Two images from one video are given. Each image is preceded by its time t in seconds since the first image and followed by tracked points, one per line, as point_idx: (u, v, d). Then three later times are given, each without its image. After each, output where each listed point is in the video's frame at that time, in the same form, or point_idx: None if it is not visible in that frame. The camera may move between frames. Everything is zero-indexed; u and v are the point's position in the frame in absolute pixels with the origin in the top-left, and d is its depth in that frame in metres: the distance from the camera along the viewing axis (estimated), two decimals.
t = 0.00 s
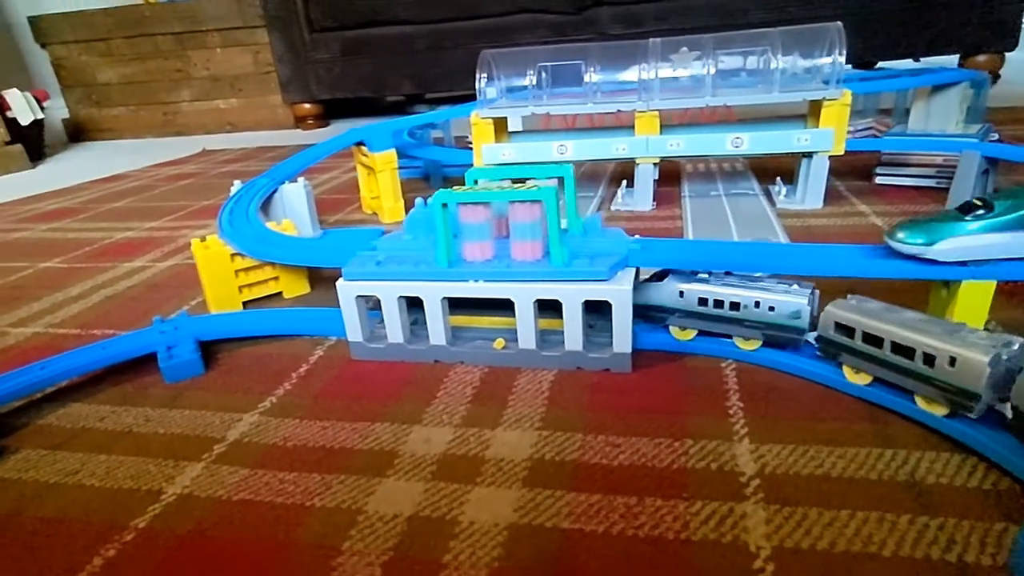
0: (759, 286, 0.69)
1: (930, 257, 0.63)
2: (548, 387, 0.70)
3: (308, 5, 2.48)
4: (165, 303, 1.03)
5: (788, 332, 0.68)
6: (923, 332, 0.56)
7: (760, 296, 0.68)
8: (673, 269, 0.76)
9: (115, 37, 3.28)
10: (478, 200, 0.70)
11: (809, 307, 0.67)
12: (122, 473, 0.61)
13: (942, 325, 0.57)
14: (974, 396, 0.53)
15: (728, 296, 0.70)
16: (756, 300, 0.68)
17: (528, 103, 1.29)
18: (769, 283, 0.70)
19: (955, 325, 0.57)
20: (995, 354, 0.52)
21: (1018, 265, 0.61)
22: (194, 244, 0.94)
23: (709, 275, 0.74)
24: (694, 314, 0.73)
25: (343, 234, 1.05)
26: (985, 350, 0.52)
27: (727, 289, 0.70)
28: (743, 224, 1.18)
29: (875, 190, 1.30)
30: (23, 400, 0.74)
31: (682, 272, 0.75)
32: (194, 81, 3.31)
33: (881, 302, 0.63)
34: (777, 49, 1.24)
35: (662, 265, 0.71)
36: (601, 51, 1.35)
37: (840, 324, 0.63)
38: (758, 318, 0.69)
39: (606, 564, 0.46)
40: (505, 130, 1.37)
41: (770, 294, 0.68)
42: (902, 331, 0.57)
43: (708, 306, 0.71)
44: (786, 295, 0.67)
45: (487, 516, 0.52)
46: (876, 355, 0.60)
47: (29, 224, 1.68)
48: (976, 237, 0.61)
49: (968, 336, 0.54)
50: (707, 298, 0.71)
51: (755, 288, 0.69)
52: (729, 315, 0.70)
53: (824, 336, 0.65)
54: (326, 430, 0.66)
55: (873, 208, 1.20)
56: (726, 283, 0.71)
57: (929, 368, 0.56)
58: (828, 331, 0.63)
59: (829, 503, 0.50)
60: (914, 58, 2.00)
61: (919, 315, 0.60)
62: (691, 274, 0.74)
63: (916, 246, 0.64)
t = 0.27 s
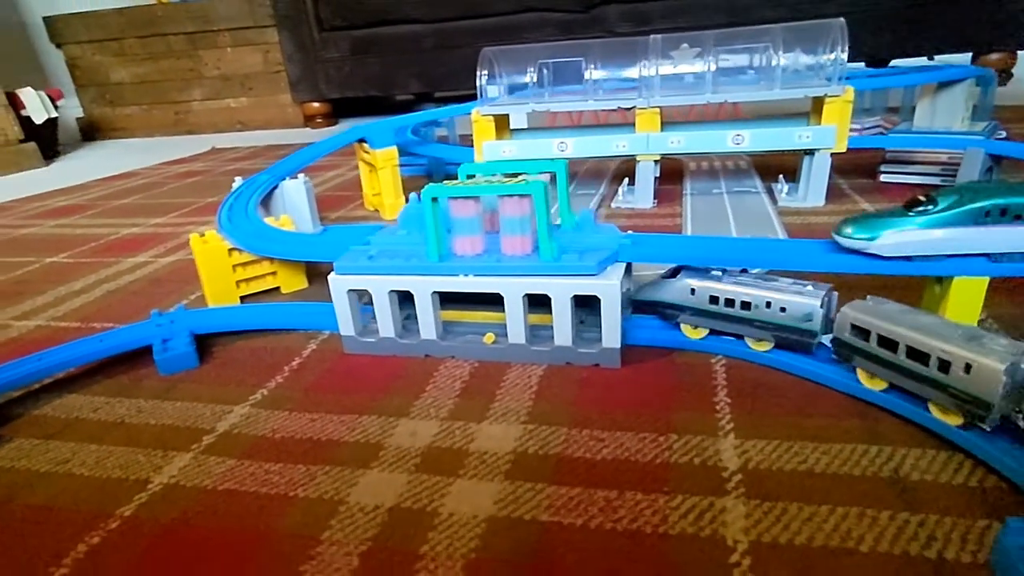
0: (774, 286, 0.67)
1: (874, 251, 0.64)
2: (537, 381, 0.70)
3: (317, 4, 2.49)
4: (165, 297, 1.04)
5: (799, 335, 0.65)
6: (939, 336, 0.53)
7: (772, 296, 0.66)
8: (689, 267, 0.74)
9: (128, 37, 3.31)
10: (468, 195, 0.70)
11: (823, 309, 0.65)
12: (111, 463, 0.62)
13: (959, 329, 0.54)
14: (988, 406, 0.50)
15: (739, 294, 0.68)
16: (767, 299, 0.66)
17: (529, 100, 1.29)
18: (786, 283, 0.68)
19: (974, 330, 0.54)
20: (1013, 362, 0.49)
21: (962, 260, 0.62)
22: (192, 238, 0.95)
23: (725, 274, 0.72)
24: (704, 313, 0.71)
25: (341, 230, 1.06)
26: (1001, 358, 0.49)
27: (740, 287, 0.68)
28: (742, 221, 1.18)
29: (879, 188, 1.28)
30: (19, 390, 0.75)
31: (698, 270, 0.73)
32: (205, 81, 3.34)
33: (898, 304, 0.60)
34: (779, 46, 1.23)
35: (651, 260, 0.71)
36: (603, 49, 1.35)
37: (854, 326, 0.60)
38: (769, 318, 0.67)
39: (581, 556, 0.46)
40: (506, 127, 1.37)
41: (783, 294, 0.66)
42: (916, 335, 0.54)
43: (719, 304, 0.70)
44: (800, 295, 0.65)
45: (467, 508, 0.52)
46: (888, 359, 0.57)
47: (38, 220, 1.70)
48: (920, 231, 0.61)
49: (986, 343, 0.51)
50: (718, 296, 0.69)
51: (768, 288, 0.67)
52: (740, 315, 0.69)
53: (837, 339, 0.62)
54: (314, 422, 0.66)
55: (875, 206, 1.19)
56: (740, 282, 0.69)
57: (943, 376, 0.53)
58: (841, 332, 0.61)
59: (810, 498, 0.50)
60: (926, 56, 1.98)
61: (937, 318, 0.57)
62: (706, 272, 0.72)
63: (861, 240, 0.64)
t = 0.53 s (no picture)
0: (797, 286, 0.64)
1: (818, 245, 0.64)
2: (527, 376, 0.70)
3: (327, 3, 2.51)
4: (167, 292, 1.06)
5: (817, 339, 0.62)
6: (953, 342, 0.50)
7: (791, 298, 0.63)
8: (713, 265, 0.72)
9: (143, 37, 3.35)
10: (459, 189, 0.71)
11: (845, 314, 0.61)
12: (103, 452, 0.63)
13: (980, 335, 0.51)
14: (999, 417, 0.47)
15: (756, 295, 0.65)
16: (786, 301, 0.63)
17: (532, 97, 1.29)
18: (811, 283, 0.65)
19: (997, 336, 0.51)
20: None
21: (905, 256, 0.62)
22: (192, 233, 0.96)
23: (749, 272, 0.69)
24: (722, 313, 0.69)
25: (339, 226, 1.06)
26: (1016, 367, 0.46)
27: (759, 288, 0.66)
28: (743, 219, 1.17)
29: (884, 186, 1.27)
30: (19, 381, 0.76)
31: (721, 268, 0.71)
32: (217, 80, 3.37)
33: (921, 308, 0.57)
34: (782, 42, 1.22)
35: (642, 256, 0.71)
36: (605, 46, 1.35)
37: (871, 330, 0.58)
38: (787, 321, 0.64)
39: (557, 547, 0.46)
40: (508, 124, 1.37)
41: (802, 296, 0.63)
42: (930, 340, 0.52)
43: (738, 305, 0.67)
44: (821, 297, 0.62)
45: (448, 499, 0.52)
46: (903, 365, 0.55)
47: (49, 216, 1.73)
48: (862, 228, 0.62)
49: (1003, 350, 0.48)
50: (736, 296, 0.67)
51: (789, 289, 0.64)
52: (758, 316, 0.66)
53: (855, 344, 0.59)
54: (304, 415, 0.67)
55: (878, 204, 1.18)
56: (761, 282, 0.66)
57: (956, 384, 0.50)
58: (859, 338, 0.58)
59: (791, 494, 0.49)
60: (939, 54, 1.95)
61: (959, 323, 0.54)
62: (729, 271, 0.70)
63: (805, 234, 0.65)
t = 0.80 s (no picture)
0: (816, 287, 0.62)
1: (766, 237, 0.65)
2: (514, 368, 0.71)
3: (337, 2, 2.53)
4: (169, 285, 1.07)
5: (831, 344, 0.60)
6: (963, 350, 0.48)
7: (805, 299, 0.61)
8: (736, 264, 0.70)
9: (157, 35, 3.39)
10: (449, 182, 0.71)
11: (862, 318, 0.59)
12: (96, 439, 0.64)
13: (995, 344, 0.48)
14: (1005, 431, 0.45)
15: (771, 296, 0.64)
16: (799, 302, 0.61)
17: (533, 93, 1.30)
18: (831, 285, 0.62)
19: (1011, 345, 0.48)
20: None
21: (850, 249, 0.63)
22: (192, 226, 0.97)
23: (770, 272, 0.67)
24: (736, 312, 0.68)
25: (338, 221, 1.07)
26: None
27: (775, 288, 0.64)
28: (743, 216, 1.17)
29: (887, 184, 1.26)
30: (19, 369, 0.78)
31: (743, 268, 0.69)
32: (229, 78, 3.40)
33: (937, 312, 0.55)
34: (782, 38, 1.22)
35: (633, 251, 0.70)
36: (607, 41, 1.34)
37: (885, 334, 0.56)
38: (801, 323, 0.62)
39: (531, 535, 0.47)
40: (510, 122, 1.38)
41: (818, 297, 0.61)
42: (939, 347, 0.49)
43: (752, 305, 0.66)
44: (837, 299, 0.59)
45: (428, 488, 0.53)
46: (914, 373, 0.52)
47: (60, 211, 1.76)
48: (806, 223, 0.62)
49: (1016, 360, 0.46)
50: (750, 296, 0.65)
51: (805, 290, 0.62)
52: (771, 317, 0.64)
53: (870, 348, 0.57)
54: (294, 404, 0.68)
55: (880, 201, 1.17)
56: (779, 282, 0.64)
57: (962, 394, 0.48)
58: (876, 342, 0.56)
59: (767, 486, 0.49)
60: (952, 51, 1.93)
61: (975, 330, 0.51)
62: (749, 270, 0.68)
63: (753, 227, 0.65)
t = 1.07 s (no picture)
0: (831, 290, 0.59)
1: (716, 228, 0.67)
2: (501, 359, 0.71)
3: None
4: (170, 277, 1.09)
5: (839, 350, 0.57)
6: (969, 358, 0.45)
7: (816, 302, 0.59)
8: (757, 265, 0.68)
9: (170, 33, 3.43)
10: (437, 174, 0.72)
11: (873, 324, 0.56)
12: (89, 424, 0.65)
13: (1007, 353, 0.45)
14: (1003, 446, 0.42)
15: (782, 297, 0.62)
16: (809, 304, 0.59)
17: (534, 90, 1.31)
18: (849, 289, 0.59)
19: None
20: None
21: (797, 241, 0.65)
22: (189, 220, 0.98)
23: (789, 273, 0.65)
24: (747, 312, 0.66)
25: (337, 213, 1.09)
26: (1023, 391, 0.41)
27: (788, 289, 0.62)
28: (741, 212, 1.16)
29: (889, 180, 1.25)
30: (19, 357, 0.79)
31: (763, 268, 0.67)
32: (240, 75, 3.42)
33: (957, 318, 0.51)
34: (782, 33, 1.21)
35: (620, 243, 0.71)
36: (607, 37, 1.34)
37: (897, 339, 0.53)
38: (810, 326, 0.60)
39: (504, 521, 0.47)
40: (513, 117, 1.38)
41: (828, 300, 0.58)
42: (945, 353, 0.47)
43: (763, 305, 0.64)
44: (848, 302, 0.57)
45: (406, 474, 0.53)
46: (920, 381, 0.50)
47: (70, 205, 1.78)
48: (752, 215, 0.65)
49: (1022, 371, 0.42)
50: (762, 296, 0.64)
51: (816, 293, 0.60)
52: (781, 318, 0.62)
53: (882, 354, 0.55)
54: (283, 393, 0.69)
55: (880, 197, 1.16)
56: (795, 283, 0.62)
57: (964, 404, 0.45)
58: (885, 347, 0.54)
59: (742, 476, 0.49)
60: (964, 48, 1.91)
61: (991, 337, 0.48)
62: (766, 270, 0.66)
63: (703, 218, 0.67)
